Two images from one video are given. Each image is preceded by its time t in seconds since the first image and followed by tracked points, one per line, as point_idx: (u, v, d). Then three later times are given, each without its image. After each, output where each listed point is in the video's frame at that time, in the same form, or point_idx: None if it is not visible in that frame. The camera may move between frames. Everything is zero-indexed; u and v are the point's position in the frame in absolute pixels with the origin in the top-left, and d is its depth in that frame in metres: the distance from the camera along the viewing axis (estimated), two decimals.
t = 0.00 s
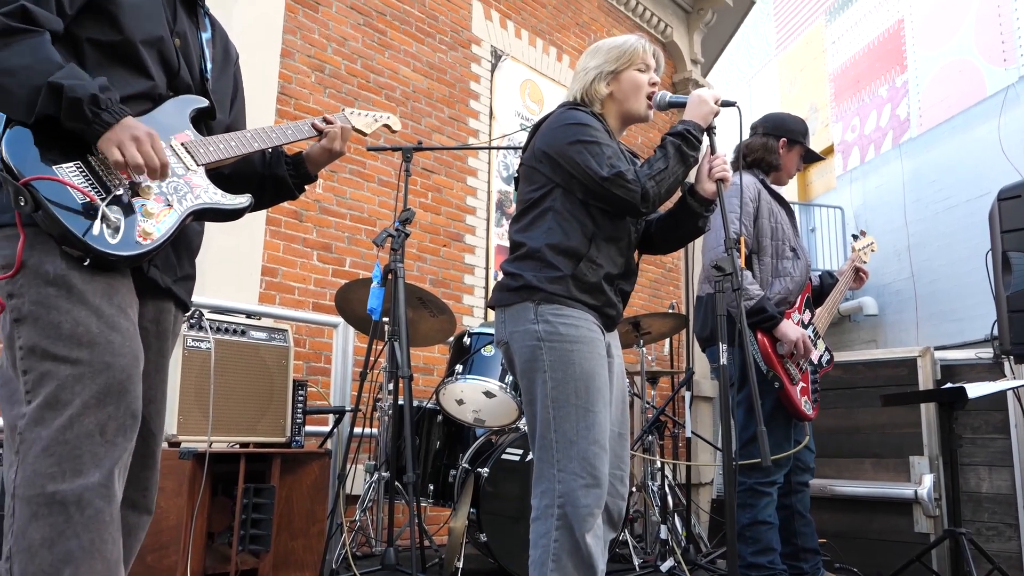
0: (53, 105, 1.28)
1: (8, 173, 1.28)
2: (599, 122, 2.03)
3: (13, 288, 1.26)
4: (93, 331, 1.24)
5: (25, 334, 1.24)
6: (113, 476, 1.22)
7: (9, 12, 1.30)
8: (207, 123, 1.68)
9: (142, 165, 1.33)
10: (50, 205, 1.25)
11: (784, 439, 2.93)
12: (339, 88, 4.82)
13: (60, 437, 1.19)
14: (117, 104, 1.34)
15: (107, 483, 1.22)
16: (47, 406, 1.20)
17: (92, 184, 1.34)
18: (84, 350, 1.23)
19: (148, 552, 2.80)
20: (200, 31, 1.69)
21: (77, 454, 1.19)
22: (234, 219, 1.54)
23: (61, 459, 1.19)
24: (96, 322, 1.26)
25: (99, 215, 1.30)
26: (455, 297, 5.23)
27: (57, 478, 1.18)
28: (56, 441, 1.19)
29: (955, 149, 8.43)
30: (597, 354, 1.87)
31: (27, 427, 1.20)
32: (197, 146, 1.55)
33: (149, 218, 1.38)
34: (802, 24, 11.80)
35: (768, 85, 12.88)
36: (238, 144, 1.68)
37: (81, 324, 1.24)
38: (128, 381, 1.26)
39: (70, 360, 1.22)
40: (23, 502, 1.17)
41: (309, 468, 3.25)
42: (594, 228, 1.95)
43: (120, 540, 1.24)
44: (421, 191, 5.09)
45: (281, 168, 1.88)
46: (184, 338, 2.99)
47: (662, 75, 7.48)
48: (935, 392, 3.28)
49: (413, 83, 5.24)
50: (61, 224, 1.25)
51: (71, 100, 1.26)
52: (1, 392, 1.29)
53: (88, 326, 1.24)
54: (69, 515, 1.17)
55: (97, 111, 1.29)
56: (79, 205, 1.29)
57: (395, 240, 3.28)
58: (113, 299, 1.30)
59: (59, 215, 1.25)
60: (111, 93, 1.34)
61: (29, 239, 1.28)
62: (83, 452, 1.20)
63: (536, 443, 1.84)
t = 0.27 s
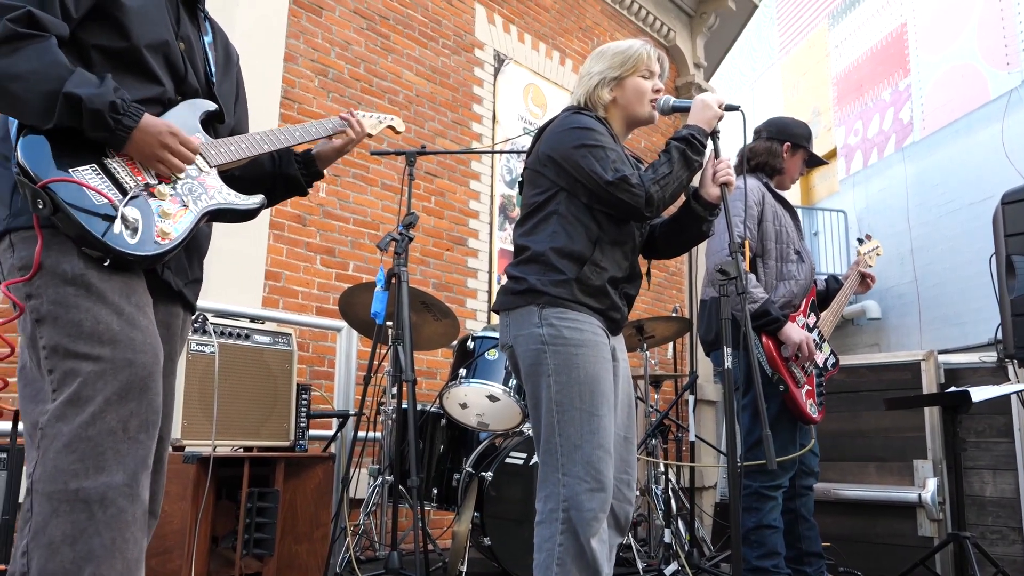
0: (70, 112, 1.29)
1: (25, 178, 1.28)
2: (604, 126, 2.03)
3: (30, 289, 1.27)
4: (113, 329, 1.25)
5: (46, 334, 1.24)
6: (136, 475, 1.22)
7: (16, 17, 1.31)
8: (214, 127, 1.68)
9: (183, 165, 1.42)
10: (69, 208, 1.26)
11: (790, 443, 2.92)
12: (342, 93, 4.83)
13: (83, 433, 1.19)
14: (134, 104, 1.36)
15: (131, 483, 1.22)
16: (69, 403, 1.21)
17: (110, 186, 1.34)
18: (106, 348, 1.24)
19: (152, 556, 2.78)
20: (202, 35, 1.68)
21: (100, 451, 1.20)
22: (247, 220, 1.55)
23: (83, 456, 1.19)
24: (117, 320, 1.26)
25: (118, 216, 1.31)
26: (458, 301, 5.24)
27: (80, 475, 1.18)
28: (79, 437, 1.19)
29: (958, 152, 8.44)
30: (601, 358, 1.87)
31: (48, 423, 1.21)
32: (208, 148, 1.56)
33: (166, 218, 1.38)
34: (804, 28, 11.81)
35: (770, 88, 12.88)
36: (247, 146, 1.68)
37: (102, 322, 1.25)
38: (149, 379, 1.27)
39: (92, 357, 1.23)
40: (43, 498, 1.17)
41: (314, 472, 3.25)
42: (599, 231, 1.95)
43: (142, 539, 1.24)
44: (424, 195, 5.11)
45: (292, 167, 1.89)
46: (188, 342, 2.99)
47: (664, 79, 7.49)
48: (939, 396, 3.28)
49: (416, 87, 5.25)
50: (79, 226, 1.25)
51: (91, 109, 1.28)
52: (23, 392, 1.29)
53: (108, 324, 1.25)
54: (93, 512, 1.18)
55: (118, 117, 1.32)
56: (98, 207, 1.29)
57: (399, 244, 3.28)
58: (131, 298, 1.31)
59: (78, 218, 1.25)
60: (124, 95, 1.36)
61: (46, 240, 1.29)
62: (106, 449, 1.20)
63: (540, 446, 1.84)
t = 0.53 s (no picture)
0: (87, 110, 1.29)
1: (40, 178, 1.28)
2: (605, 131, 2.04)
3: (42, 288, 1.26)
4: (125, 329, 1.25)
5: (57, 332, 1.24)
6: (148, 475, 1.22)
7: (26, 20, 1.30)
8: (218, 130, 1.69)
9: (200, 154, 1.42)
10: (85, 209, 1.26)
11: (790, 447, 2.93)
12: (344, 96, 4.84)
13: (95, 433, 1.19)
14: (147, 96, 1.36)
15: (142, 484, 1.22)
16: (81, 402, 1.21)
17: (124, 188, 1.35)
18: (118, 347, 1.24)
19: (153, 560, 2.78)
20: (207, 37, 1.68)
21: (113, 451, 1.20)
22: (253, 224, 1.58)
23: (96, 456, 1.19)
24: (129, 320, 1.26)
25: (134, 218, 1.32)
26: (459, 304, 5.24)
27: (93, 475, 1.18)
28: (91, 437, 1.19)
29: (958, 157, 8.45)
30: (603, 361, 1.87)
31: (58, 422, 1.20)
32: (216, 151, 1.57)
33: (180, 220, 1.40)
34: (804, 33, 11.83)
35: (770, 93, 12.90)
36: (252, 150, 1.69)
37: (114, 321, 1.25)
38: (160, 380, 1.27)
39: (104, 357, 1.23)
40: (54, 498, 1.17)
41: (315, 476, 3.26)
42: (601, 236, 1.95)
43: (152, 541, 1.24)
44: (426, 199, 5.11)
45: (300, 163, 1.88)
46: (189, 346, 2.99)
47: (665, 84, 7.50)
48: (940, 401, 3.28)
49: (418, 91, 5.26)
50: (95, 227, 1.26)
51: (108, 106, 1.29)
52: (32, 391, 1.30)
53: (121, 324, 1.25)
54: (104, 513, 1.18)
55: (134, 110, 1.32)
56: (113, 208, 1.30)
57: (400, 248, 3.29)
58: (143, 299, 1.31)
59: (94, 219, 1.26)
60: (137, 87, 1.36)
61: (60, 241, 1.29)
62: (118, 449, 1.21)
63: (541, 450, 1.85)
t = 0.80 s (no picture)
0: (84, 112, 1.29)
1: (39, 177, 1.27)
2: (604, 131, 2.05)
3: (39, 290, 1.27)
4: (120, 335, 1.26)
5: (51, 337, 1.25)
6: (142, 480, 1.23)
7: (30, 18, 1.30)
8: (218, 131, 1.69)
9: (194, 164, 1.40)
10: (84, 211, 1.26)
11: (789, 446, 2.94)
12: (343, 95, 4.84)
13: (89, 440, 1.20)
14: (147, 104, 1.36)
15: (137, 489, 1.23)
16: (75, 408, 1.21)
17: (123, 190, 1.35)
18: (112, 353, 1.24)
19: (153, 559, 2.79)
20: (206, 38, 1.69)
21: (107, 457, 1.21)
22: (251, 226, 1.58)
23: (90, 463, 1.20)
24: (124, 325, 1.27)
25: (133, 220, 1.33)
26: (458, 303, 5.25)
27: (87, 481, 1.19)
28: (85, 444, 1.20)
29: (956, 156, 8.46)
30: (602, 360, 1.88)
31: (53, 428, 1.21)
32: (215, 154, 1.58)
33: (178, 223, 1.40)
34: (803, 32, 11.84)
35: (769, 91, 12.91)
36: (252, 151, 1.70)
37: (109, 327, 1.25)
38: (154, 386, 1.28)
39: (98, 362, 1.23)
40: (49, 504, 1.17)
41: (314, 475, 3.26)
42: (600, 235, 1.96)
43: (146, 545, 1.25)
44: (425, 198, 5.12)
45: (297, 165, 1.89)
46: (189, 345, 2.99)
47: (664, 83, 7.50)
48: (937, 400, 3.29)
49: (417, 90, 5.26)
50: (93, 228, 1.26)
51: (104, 108, 1.29)
52: (25, 395, 1.30)
53: (116, 329, 1.26)
54: (99, 518, 1.19)
55: (131, 116, 1.32)
56: (112, 210, 1.30)
57: (400, 247, 3.29)
58: (139, 303, 1.32)
59: (91, 220, 1.26)
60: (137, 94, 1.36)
61: (57, 242, 1.29)
62: (113, 455, 1.21)
63: (541, 448, 1.86)
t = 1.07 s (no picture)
0: (82, 110, 1.29)
1: (35, 173, 1.28)
2: (603, 127, 2.04)
3: (39, 284, 1.27)
4: (122, 325, 1.26)
5: (54, 329, 1.25)
6: (146, 470, 1.23)
7: (27, 14, 1.30)
8: (217, 127, 1.69)
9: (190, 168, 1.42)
10: (80, 205, 1.26)
11: (787, 444, 2.95)
12: (342, 92, 4.83)
13: (94, 429, 1.20)
14: (146, 103, 1.37)
15: (142, 478, 1.23)
16: (79, 398, 1.21)
17: (121, 184, 1.35)
18: (115, 343, 1.25)
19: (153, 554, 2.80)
20: (204, 34, 1.68)
21: (111, 446, 1.21)
22: (248, 221, 1.58)
23: (95, 451, 1.20)
24: (125, 316, 1.27)
25: (129, 213, 1.32)
26: (457, 300, 5.25)
27: (92, 470, 1.19)
28: (89, 433, 1.20)
29: (955, 154, 8.46)
30: (602, 357, 1.88)
31: (57, 418, 1.21)
32: (213, 150, 1.58)
33: (175, 217, 1.40)
34: (802, 29, 11.83)
35: (768, 88, 12.90)
36: (250, 148, 1.70)
37: (111, 318, 1.26)
38: (158, 375, 1.28)
39: (101, 353, 1.24)
40: (54, 492, 1.18)
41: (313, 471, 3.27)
42: (599, 231, 1.96)
43: (152, 535, 1.25)
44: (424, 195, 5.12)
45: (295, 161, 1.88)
46: (188, 341, 2.99)
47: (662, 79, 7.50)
48: (935, 396, 3.30)
49: (415, 87, 5.26)
50: (90, 222, 1.26)
51: (103, 108, 1.29)
52: (30, 388, 1.29)
53: (118, 320, 1.26)
54: (105, 507, 1.19)
55: (129, 115, 1.33)
56: (109, 204, 1.30)
57: (399, 244, 3.29)
58: (139, 295, 1.32)
59: (88, 214, 1.26)
60: (135, 92, 1.36)
61: (55, 236, 1.29)
62: (117, 444, 1.21)
63: (540, 445, 1.86)
